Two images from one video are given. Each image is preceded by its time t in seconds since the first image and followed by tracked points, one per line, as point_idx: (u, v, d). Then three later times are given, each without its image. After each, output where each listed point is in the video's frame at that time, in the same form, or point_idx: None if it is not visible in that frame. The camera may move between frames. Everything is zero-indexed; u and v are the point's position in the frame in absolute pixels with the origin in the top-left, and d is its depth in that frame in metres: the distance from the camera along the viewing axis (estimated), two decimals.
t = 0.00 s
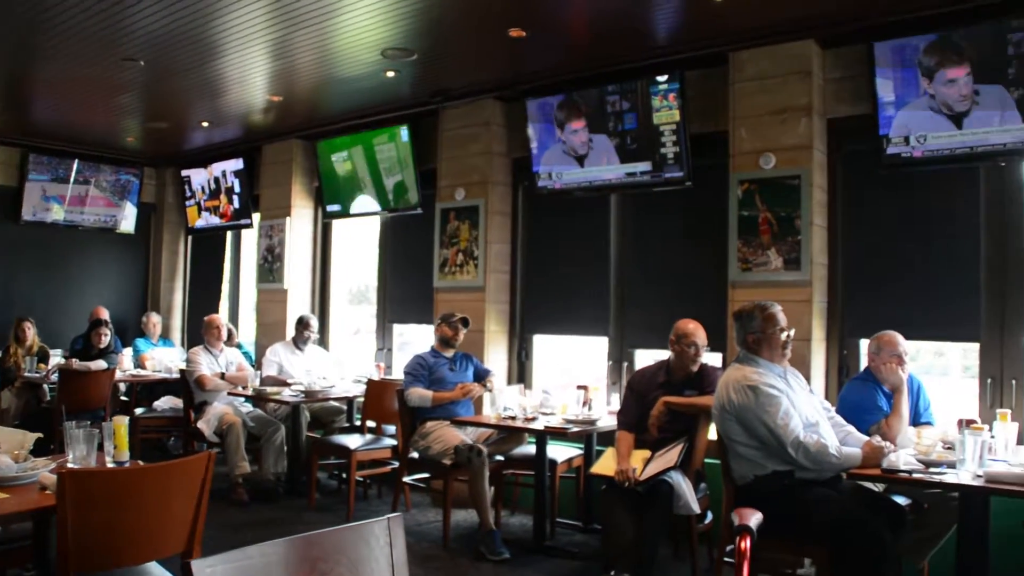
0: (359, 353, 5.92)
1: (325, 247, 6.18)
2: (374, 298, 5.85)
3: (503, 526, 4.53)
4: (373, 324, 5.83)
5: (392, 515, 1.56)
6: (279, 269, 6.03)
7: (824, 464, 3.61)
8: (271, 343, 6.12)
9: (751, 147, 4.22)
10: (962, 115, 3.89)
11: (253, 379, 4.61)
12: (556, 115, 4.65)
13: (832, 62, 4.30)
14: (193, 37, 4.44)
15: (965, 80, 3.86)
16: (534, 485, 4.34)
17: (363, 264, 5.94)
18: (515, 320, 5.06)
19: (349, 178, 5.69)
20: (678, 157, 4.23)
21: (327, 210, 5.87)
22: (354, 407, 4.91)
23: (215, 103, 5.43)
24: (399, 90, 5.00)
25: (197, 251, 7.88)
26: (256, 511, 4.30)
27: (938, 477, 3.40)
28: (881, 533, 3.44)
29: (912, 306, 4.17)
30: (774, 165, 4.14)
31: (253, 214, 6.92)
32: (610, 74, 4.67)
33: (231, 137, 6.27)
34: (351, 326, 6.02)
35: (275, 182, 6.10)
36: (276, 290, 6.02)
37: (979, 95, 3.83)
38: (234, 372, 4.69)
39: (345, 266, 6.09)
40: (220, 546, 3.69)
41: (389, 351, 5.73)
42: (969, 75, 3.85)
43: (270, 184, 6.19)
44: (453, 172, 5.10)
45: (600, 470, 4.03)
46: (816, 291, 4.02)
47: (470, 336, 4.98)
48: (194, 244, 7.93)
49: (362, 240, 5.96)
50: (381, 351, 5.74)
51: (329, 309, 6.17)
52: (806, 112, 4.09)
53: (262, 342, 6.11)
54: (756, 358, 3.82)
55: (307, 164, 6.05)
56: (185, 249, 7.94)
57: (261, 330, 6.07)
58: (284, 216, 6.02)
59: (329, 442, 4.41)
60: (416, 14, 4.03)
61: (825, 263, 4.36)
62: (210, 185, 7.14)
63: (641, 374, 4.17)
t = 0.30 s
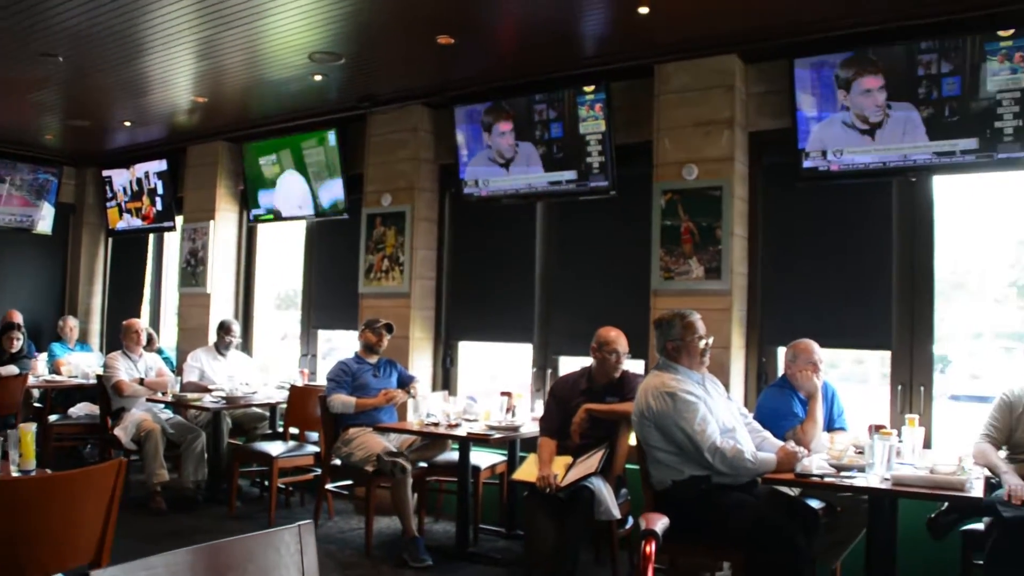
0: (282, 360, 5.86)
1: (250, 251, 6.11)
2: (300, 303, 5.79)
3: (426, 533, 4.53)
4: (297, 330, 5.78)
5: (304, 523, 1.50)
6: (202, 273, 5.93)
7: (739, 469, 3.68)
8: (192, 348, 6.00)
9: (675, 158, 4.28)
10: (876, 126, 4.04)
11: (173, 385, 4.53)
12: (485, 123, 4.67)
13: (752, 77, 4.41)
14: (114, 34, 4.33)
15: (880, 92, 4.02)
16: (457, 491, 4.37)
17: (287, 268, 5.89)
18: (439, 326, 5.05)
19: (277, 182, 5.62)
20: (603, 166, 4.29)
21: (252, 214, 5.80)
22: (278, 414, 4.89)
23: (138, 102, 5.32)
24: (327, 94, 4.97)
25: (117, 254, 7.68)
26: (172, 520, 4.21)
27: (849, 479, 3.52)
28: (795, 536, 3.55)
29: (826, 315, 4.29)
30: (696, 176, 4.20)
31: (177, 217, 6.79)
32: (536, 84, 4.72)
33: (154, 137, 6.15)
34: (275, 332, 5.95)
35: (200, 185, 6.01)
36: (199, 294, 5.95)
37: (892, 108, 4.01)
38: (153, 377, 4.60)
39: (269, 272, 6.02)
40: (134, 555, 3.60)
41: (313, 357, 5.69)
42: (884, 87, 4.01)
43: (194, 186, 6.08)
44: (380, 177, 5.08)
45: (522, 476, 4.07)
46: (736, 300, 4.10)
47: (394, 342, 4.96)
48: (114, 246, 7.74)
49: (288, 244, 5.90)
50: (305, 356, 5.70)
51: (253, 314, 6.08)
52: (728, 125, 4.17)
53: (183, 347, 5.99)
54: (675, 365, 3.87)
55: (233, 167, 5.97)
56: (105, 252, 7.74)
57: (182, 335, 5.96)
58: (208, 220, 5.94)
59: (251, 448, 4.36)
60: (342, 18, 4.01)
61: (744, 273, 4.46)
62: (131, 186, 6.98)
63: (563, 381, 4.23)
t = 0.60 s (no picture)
0: (199, 366, 5.79)
1: (165, 255, 6.00)
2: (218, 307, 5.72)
3: (344, 539, 4.53)
4: (214, 335, 5.72)
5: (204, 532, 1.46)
6: (114, 276, 5.80)
7: (653, 472, 3.72)
8: (104, 353, 5.84)
9: (592, 164, 4.33)
10: (780, 141, 4.16)
11: (82, 392, 4.41)
12: (403, 125, 4.67)
13: (667, 86, 4.49)
14: (19, 28, 4.18)
15: (785, 104, 4.14)
16: (375, 496, 4.42)
17: (204, 273, 5.84)
18: (358, 330, 5.01)
19: (195, 183, 5.51)
20: (522, 171, 4.31)
21: (167, 215, 5.69)
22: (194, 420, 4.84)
23: (47, 98, 5.15)
24: (245, 94, 4.89)
25: (25, 255, 7.43)
26: (78, 531, 4.07)
27: (758, 480, 3.60)
28: (706, 535, 3.63)
29: (738, 319, 4.39)
30: (613, 182, 4.26)
31: (89, 218, 6.60)
32: (456, 89, 4.73)
33: (65, 135, 5.97)
34: (193, 338, 5.87)
35: (113, 186, 5.88)
36: (112, 298, 5.77)
37: (796, 121, 4.12)
38: (62, 384, 4.48)
39: (186, 277, 5.95)
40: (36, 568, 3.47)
41: (230, 362, 5.63)
42: (789, 100, 4.13)
43: (108, 187, 5.93)
44: (298, 180, 5.04)
45: (439, 480, 4.06)
46: (651, 304, 4.15)
47: (312, 347, 4.91)
48: (22, 248, 7.47)
49: (205, 249, 5.86)
50: (221, 362, 5.64)
51: (167, 319, 5.98)
52: (644, 132, 4.22)
53: (94, 352, 5.83)
54: (590, 369, 3.92)
55: (147, 168, 5.84)
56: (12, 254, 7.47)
57: (94, 339, 5.80)
58: (121, 221, 5.81)
59: (163, 456, 4.27)
60: (258, 18, 3.95)
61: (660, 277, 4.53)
62: (40, 185, 6.76)
63: (480, 386, 4.28)
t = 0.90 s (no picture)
0: (102, 369, 5.65)
1: (67, 254, 5.84)
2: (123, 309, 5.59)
3: (250, 546, 4.48)
4: (119, 337, 5.59)
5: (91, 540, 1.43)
6: (12, 276, 5.61)
7: (558, 475, 3.76)
8: None
9: (504, 169, 4.36)
10: (693, 147, 4.23)
11: None
12: (317, 127, 4.66)
13: (580, 93, 4.55)
14: None
15: (699, 113, 4.22)
16: (282, 502, 4.40)
17: (109, 274, 5.72)
18: (268, 333, 4.96)
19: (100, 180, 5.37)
20: (434, 175, 4.35)
21: (70, 214, 5.52)
22: (95, 425, 4.79)
23: None
24: (154, 90, 4.77)
25: None
26: None
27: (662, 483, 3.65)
28: (611, 537, 3.68)
29: (646, 324, 4.47)
30: (525, 187, 4.31)
31: None
32: (369, 91, 4.72)
33: None
34: (96, 341, 5.72)
35: (11, 182, 5.69)
36: (8, 299, 5.61)
37: (708, 130, 4.21)
38: None
39: (89, 277, 5.81)
40: None
41: (134, 365, 5.51)
42: (702, 110, 4.21)
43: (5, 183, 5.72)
44: (208, 179, 4.96)
45: (347, 485, 4.06)
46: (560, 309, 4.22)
47: (219, 350, 4.84)
48: None
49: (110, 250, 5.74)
50: (125, 365, 5.51)
51: (69, 321, 5.81)
52: (555, 139, 4.29)
53: None
54: (497, 374, 3.96)
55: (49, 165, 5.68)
56: None
57: None
58: (20, 219, 5.62)
59: (61, 463, 4.13)
60: (165, 14, 3.85)
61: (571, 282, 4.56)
62: None
63: (389, 390, 4.31)
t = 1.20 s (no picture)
0: None
1: None
2: (10, 309, 5.38)
3: (147, 555, 4.37)
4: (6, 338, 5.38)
5: None
6: None
7: (457, 476, 3.77)
8: None
9: (407, 170, 4.44)
10: (597, 149, 4.27)
11: None
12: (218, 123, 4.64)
13: (485, 95, 4.58)
14: None
15: (603, 116, 4.26)
16: (180, 509, 4.30)
17: None
18: (167, 336, 4.89)
19: None
20: (337, 175, 4.42)
21: None
22: None
23: None
24: (45, 81, 4.58)
25: None
26: None
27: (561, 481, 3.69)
28: (511, 537, 3.67)
29: (549, 325, 4.49)
30: (427, 188, 4.38)
31: None
32: (271, 88, 4.68)
33: None
34: None
35: None
36: None
37: (611, 132, 4.25)
38: None
39: None
40: None
41: (23, 369, 5.32)
42: (606, 112, 4.26)
43: None
44: (103, 176, 4.82)
45: (245, 490, 3.98)
46: (463, 310, 4.31)
47: (113, 353, 4.71)
48: None
49: None
50: (14, 368, 5.32)
51: None
52: (458, 140, 4.39)
53: None
54: (397, 376, 3.95)
55: None
56: None
57: None
58: None
59: None
60: (55, 4, 3.70)
61: (473, 282, 4.56)
62: None
63: (289, 393, 4.28)
